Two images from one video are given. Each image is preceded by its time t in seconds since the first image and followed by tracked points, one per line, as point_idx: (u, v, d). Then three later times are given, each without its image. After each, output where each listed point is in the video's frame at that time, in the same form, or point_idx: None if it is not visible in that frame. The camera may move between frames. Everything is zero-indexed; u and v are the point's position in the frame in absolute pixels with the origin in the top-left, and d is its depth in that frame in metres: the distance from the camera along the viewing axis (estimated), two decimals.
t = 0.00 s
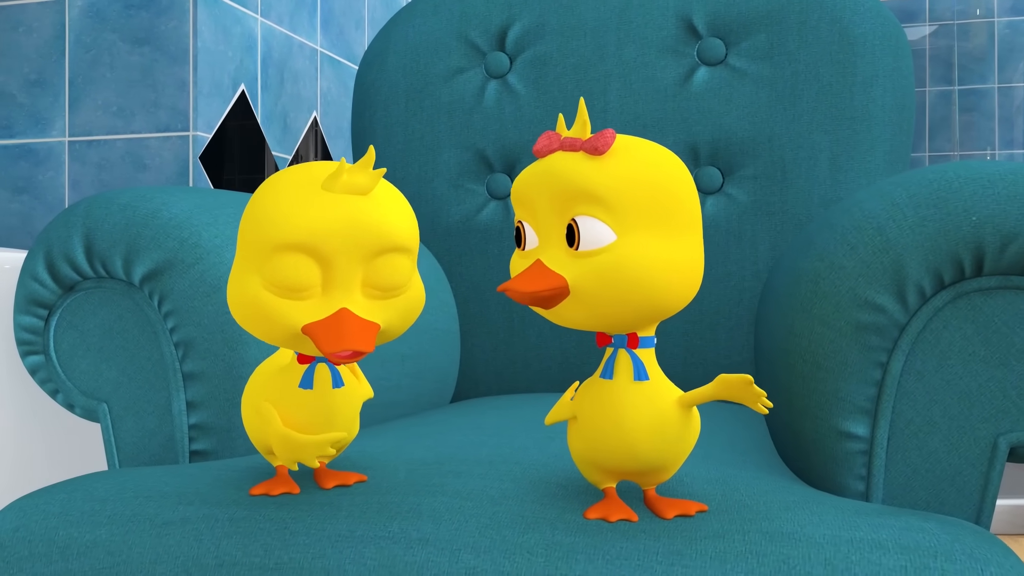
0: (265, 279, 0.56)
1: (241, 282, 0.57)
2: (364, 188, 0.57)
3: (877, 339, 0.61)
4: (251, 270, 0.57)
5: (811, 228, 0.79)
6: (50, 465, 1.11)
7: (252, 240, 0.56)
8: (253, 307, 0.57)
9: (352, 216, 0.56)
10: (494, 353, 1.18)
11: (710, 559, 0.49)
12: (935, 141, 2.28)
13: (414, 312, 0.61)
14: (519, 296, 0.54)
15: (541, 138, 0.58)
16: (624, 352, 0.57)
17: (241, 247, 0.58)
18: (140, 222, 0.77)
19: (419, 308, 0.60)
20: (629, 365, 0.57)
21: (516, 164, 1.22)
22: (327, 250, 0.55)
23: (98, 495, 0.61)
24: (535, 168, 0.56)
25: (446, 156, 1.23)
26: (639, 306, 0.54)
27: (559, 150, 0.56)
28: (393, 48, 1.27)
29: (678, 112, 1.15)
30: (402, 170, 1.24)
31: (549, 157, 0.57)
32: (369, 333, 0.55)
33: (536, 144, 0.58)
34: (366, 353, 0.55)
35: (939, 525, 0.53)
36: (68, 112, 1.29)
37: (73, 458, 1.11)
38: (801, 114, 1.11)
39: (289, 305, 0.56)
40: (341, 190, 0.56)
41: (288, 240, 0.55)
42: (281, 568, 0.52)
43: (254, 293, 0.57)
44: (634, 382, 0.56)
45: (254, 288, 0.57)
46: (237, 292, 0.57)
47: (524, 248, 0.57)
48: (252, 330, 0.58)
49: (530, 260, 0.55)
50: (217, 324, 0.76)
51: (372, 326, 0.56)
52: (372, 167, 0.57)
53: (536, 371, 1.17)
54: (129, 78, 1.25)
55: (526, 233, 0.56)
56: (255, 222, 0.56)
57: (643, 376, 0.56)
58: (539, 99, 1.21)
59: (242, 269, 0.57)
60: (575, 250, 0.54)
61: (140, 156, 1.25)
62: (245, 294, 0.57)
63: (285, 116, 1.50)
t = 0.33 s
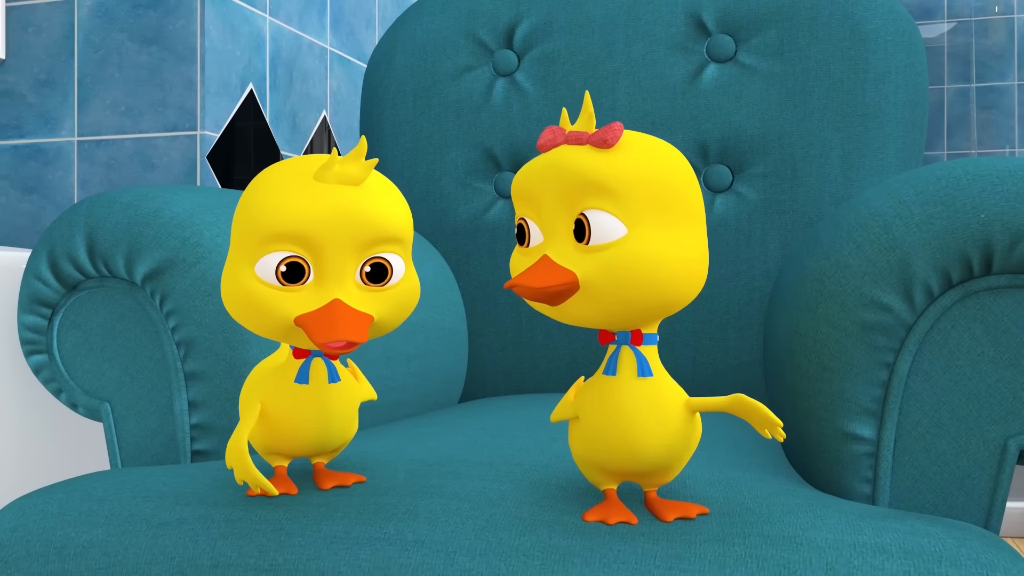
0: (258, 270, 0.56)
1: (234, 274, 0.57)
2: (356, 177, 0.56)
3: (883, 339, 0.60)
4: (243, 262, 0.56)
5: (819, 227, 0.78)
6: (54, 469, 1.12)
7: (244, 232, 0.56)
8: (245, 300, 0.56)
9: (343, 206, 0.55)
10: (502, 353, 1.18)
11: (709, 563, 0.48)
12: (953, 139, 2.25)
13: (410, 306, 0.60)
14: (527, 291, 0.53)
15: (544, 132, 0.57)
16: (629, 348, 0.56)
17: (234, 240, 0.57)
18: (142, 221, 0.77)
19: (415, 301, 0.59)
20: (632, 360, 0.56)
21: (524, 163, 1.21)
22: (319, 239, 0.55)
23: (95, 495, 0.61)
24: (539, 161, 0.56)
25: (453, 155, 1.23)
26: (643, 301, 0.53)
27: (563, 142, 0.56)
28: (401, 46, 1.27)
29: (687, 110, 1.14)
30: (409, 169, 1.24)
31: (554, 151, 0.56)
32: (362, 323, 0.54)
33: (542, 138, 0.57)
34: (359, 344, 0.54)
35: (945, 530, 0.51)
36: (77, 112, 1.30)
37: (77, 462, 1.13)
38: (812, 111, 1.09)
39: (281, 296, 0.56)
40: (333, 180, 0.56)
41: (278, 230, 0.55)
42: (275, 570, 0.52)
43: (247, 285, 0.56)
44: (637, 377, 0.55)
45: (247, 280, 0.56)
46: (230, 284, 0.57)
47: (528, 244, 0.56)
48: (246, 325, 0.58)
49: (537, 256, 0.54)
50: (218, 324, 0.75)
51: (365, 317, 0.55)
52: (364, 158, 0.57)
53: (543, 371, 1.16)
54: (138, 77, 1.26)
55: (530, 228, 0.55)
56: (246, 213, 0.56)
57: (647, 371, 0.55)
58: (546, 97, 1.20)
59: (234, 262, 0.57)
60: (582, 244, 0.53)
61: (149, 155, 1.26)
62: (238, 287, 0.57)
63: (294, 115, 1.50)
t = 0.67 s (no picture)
0: (245, 236, 0.56)
1: (223, 244, 0.57)
2: (340, 146, 0.57)
3: (888, 339, 0.58)
4: (231, 230, 0.57)
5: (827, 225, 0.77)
6: (60, 466, 1.13)
7: (230, 200, 0.57)
8: (232, 266, 0.56)
9: (327, 167, 0.56)
10: (510, 353, 1.17)
11: (707, 567, 0.47)
12: (971, 137, 2.23)
13: (399, 282, 0.61)
14: (665, 286, 0.51)
15: (631, 114, 0.55)
16: (653, 345, 0.56)
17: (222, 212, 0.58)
18: (144, 220, 0.76)
19: (401, 272, 0.59)
20: (658, 356, 0.55)
21: (532, 161, 1.20)
22: (305, 200, 0.55)
23: (93, 495, 0.61)
24: (619, 148, 0.54)
25: (461, 153, 1.22)
26: (724, 298, 0.55)
27: (656, 132, 0.55)
28: (409, 45, 1.27)
29: (696, 107, 1.13)
30: (417, 168, 1.24)
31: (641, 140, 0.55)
32: (349, 281, 0.54)
33: (630, 122, 0.54)
34: (348, 300, 0.54)
35: (952, 533, 0.50)
36: (85, 112, 1.30)
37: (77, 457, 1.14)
38: (823, 108, 1.08)
39: (267, 260, 0.56)
40: (317, 147, 0.57)
41: (264, 194, 0.55)
42: (270, 571, 0.51)
43: (234, 250, 0.56)
44: (664, 371, 0.55)
45: (234, 246, 0.56)
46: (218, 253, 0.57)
47: (614, 236, 0.53)
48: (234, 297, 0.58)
49: (643, 249, 0.52)
50: (220, 323, 0.75)
51: (353, 277, 0.55)
52: (347, 128, 0.58)
53: (551, 371, 1.15)
54: (146, 77, 1.26)
55: (620, 217, 0.53)
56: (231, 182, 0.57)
57: (672, 365, 0.55)
58: (554, 95, 1.19)
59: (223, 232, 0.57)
60: (696, 239, 0.53)
61: (157, 155, 1.26)
62: (226, 256, 0.57)
63: (303, 114, 1.50)
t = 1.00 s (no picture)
0: (240, 241, 0.56)
1: (219, 246, 0.57)
2: (336, 149, 0.57)
3: (894, 339, 0.57)
4: (226, 234, 0.56)
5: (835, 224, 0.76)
6: (63, 464, 1.12)
7: (225, 202, 0.56)
8: (227, 269, 0.56)
9: (323, 171, 0.55)
10: (517, 353, 1.16)
11: (704, 571, 0.46)
12: (990, 135, 2.24)
13: (395, 284, 0.61)
14: (696, 278, 0.49)
15: (650, 105, 0.53)
16: (656, 339, 0.54)
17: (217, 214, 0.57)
18: (146, 219, 0.76)
19: (398, 276, 0.59)
20: (661, 351, 0.54)
21: (539, 160, 1.19)
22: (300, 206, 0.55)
23: (92, 495, 0.61)
24: (636, 139, 0.52)
25: (468, 152, 1.21)
26: (737, 293, 0.54)
27: (675, 125, 0.52)
28: (417, 43, 1.26)
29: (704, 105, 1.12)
30: (424, 166, 1.23)
31: (662, 131, 0.52)
32: (344, 289, 0.55)
33: (650, 114, 0.52)
34: (343, 310, 0.54)
35: (957, 538, 0.49)
36: (94, 111, 1.32)
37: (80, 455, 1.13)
38: (833, 105, 1.06)
39: (262, 265, 0.55)
40: (314, 151, 0.56)
41: (260, 197, 0.55)
42: (264, 573, 0.51)
43: (229, 255, 0.56)
44: (668, 365, 0.54)
45: (229, 252, 0.56)
46: (214, 256, 0.57)
47: (636, 229, 0.51)
48: (230, 299, 0.58)
49: (667, 242, 0.50)
50: (221, 322, 0.75)
51: (349, 286, 0.55)
52: (344, 129, 0.57)
53: (559, 371, 1.14)
54: (154, 76, 1.28)
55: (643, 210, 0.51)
56: (227, 183, 0.56)
57: (675, 359, 0.54)
58: (562, 93, 1.18)
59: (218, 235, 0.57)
60: (715, 233, 0.51)
61: (164, 154, 1.27)
62: (221, 260, 0.56)
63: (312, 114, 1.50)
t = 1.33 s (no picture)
0: (235, 243, 0.55)
1: (214, 249, 0.56)
2: (332, 150, 0.56)
3: (898, 339, 0.56)
4: (221, 237, 0.56)
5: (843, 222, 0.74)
6: (68, 462, 1.13)
7: (221, 204, 0.56)
8: (223, 272, 0.56)
9: (319, 173, 0.55)
10: (525, 352, 1.16)
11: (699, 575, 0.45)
12: (1009, 134, 2.23)
13: (393, 287, 0.60)
14: (688, 267, 0.48)
15: (640, 98, 0.52)
16: (652, 333, 0.54)
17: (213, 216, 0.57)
18: (147, 218, 0.76)
19: (395, 278, 0.59)
20: (656, 344, 0.54)
21: (547, 158, 1.19)
22: (295, 208, 0.54)
23: (89, 495, 0.61)
24: (627, 130, 0.51)
25: (476, 151, 1.21)
26: (734, 287, 0.53)
27: (665, 117, 0.52)
28: (424, 41, 1.26)
29: (712, 103, 1.11)
30: (431, 165, 1.23)
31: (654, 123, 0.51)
32: (339, 293, 0.54)
33: (641, 106, 0.51)
34: (338, 313, 0.54)
35: (962, 542, 0.48)
36: (103, 111, 1.33)
37: (84, 454, 1.12)
38: (844, 102, 1.05)
39: (257, 268, 0.55)
40: (310, 151, 0.56)
41: (254, 200, 0.55)
42: (257, 574, 0.51)
43: (224, 259, 0.56)
44: (663, 358, 0.53)
45: (224, 255, 0.56)
46: (209, 259, 0.56)
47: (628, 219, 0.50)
48: (227, 303, 0.57)
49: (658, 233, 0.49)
50: (222, 321, 0.74)
51: (344, 288, 0.55)
52: (339, 130, 0.57)
53: (566, 371, 1.14)
54: (162, 76, 1.29)
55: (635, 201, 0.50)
56: (223, 185, 0.56)
57: (670, 352, 0.54)
58: (569, 91, 1.18)
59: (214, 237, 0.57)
60: (710, 225, 0.51)
61: (172, 154, 1.28)
62: (216, 264, 0.56)
63: (320, 113, 1.50)
